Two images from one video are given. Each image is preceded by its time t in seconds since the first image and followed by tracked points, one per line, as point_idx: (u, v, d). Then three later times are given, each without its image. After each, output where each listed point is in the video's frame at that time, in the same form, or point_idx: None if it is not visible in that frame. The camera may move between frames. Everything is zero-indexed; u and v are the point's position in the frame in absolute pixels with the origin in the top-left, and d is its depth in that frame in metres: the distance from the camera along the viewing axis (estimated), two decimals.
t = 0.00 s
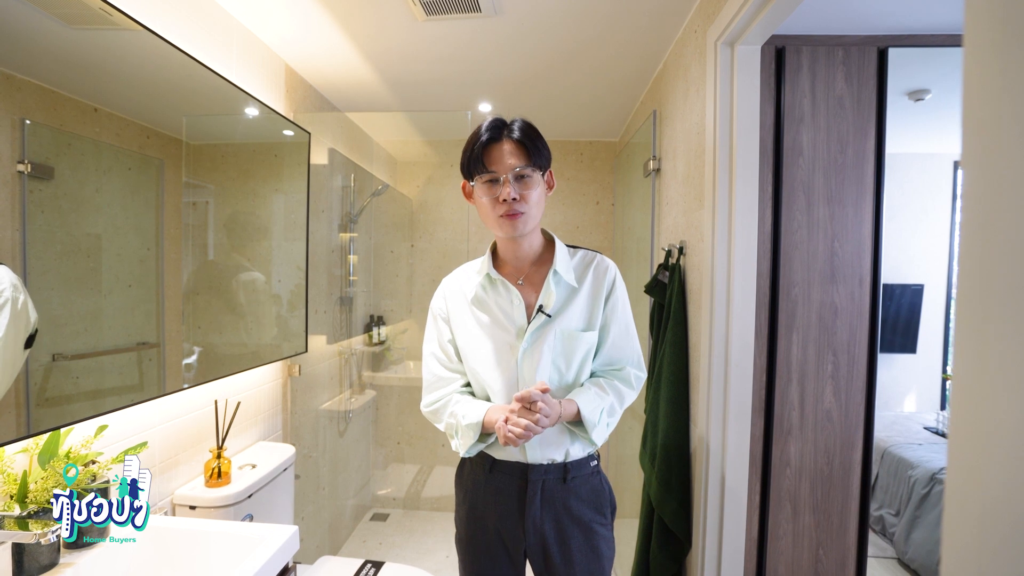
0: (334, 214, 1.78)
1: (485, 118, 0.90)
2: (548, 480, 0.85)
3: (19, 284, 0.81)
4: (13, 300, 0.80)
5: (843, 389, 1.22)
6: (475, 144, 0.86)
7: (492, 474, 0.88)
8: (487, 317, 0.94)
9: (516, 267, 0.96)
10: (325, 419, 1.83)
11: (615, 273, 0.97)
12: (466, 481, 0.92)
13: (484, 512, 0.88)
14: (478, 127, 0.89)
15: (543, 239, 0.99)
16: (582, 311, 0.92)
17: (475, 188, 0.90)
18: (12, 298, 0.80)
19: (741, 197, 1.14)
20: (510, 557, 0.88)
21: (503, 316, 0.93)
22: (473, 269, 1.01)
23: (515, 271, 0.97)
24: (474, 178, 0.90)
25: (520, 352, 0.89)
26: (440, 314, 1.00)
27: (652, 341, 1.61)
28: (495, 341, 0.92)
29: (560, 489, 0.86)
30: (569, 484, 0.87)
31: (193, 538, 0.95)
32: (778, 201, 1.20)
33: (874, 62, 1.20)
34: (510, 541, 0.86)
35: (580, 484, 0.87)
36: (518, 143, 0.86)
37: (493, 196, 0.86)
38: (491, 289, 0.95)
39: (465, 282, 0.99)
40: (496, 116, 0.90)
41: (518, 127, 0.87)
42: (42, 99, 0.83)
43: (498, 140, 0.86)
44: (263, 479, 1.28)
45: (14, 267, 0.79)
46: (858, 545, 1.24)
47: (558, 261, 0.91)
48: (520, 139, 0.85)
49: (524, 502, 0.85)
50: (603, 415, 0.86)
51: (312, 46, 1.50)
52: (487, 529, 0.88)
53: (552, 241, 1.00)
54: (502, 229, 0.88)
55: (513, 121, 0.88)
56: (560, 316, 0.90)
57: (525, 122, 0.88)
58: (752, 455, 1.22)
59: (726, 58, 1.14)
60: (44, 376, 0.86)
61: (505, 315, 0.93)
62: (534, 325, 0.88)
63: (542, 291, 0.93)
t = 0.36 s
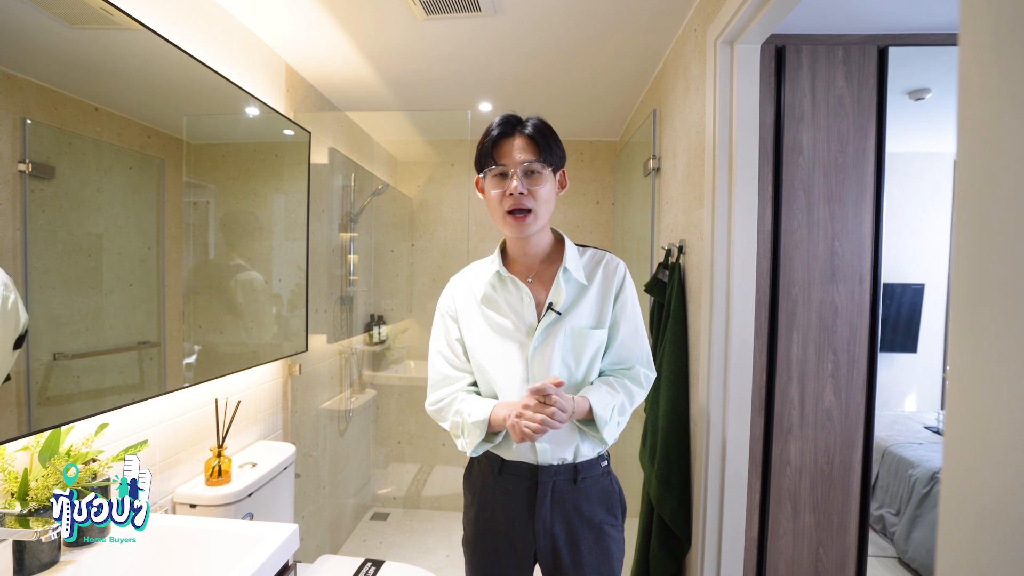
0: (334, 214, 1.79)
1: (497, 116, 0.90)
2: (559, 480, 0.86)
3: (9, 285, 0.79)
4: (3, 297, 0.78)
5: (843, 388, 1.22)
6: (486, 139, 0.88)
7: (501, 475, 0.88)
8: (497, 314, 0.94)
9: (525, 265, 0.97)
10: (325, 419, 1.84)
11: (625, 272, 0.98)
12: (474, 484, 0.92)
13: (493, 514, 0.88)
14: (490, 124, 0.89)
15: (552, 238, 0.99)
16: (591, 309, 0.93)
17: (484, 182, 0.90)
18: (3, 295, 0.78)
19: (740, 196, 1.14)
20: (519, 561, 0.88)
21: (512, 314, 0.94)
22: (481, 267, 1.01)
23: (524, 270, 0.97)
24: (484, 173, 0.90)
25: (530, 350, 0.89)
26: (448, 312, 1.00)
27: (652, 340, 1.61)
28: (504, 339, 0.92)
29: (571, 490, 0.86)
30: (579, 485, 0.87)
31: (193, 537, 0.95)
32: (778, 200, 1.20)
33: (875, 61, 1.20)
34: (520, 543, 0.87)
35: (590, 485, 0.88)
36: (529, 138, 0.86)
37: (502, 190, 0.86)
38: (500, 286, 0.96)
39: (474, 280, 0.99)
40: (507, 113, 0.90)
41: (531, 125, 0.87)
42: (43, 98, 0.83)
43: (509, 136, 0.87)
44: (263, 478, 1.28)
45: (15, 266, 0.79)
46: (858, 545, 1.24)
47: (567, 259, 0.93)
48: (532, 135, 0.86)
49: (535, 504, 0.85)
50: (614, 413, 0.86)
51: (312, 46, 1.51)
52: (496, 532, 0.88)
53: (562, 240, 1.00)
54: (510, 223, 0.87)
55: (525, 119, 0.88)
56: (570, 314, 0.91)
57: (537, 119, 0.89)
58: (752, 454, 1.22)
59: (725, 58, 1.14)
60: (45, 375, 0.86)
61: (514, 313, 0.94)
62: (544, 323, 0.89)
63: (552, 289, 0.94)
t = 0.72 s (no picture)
0: (334, 214, 1.79)
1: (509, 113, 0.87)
2: (566, 476, 0.87)
3: None
4: None
5: (842, 388, 1.22)
6: (501, 138, 0.85)
7: (508, 476, 0.87)
8: (505, 310, 0.94)
9: (535, 267, 0.96)
10: (325, 419, 1.84)
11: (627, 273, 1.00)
12: (477, 484, 0.91)
13: (498, 514, 0.88)
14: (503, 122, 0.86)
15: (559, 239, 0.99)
16: (599, 310, 0.94)
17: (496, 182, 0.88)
18: None
19: (739, 196, 1.13)
20: (526, 562, 0.87)
21: (521, 314, 0.93)
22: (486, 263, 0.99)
23: (534, 271, 0.97)
24: (496, 172, 0.87)
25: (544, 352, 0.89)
26: (450, 302, 0.97)
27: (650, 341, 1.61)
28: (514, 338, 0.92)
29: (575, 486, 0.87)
30: (585, 479, 0.88)
31: (191, 537, 0.95)
32: (778, 200, 1.20)
33: (874, 61, 1.20)
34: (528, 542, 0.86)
35: (596, 479, 0.89)
36: (544, 140, 0.85)
37: (516, 193, 0.85)
38: (510, 285, 0.94)
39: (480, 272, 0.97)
40: (520, 110, 0.87)
41: (546, 124, 0.85)
42: (43, 99, 0.83)
43: (524, 136, 0.85)
44: (262, 477, 1.28)
45: (15, 265, 0.79)
46: (857, 545, 1.24)
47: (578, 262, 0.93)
48: (547, 136, 0.84)
49: (544, 501, 0.86)
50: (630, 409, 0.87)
51: (311, 46, 1.51)
52: (501, 532, 0.87)
53: (568, 241, 1.01)
54: (523, 227, 0.86)
55: (540, 117, 0.86)
56: (581, 316, 0.92)
57: (551, 117, 0.87)
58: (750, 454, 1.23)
59: (723, 57, 1.14)
60: (45, 375, 0.86)
61: (524, 314, 0.93)
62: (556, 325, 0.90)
63: (561, 291, 0.94)
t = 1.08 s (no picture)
0: (333, 214, 1.78)
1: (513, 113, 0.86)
2: (571, 478, 0.87)
3: None
4: None
5: (843, 389, 1.22)
6: (505, 141, 0.84)
7: (512, 478, 0.87)
8: (513, 315, 0.92)
9: (542, 271, 0.96)
10: (323, 419, 1.84)
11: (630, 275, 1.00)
12: (480, 489, 0.90)
13: (501, 517, 0.87)
14: (505, 123, 0.86)
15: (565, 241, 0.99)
16: (605, 313, 0.95)
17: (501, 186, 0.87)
18: None
19: (737, 197, 1.13)
20: (529, 562, 0.87)
21: (529, 319, 0.91)
22: (488, 266, 0.98)
23: (540, 274, 0.95)
24: (500, 176, 0.87)
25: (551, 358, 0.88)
26: (454, 305, 0.92)
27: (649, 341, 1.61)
28: (522, 343, 0.91)
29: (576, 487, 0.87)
30: (590, 480, 0.89)
31: (188, 538, 0.95)
32: (777, 200, 1.19)
33: (874, 61, 1.19)
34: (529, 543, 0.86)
35: (599, 479, 0.90)
36: (548, 141, 0.84)
37: (521, 199, 0.84)
38: (516, 289, 0.92)
39: (483, 276, 0.95)
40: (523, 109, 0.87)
41: (550, 125, 0.85)
42: (41, 99, 0.83)
43: (528, 138, 0.84)
44: (259, 478, 1.29)
45: (14, 266, 0.79)
46: (858, 546, 1.23)
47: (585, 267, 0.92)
48: (551, 138, 0.84)
49: (549, 503, 0.86)
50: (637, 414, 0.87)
51: (309, 46, 1.51)
52: (506, 536, 0.86)
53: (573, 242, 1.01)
54: (529, 233, 0.86)
55: (543, 116, 0.85)
56: (588, 320, 0.92)
57: (555, 115, 0.86)
58: (750, 455, 1.22)
59: (721, 57, 1.13)
60: (44, 375, 0.86)
61: (531, 319, 0.91)
62: (564, 330, 0.89)
63: (569, 295, 0.93)
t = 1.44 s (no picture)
0: (334, 214, 1.79)
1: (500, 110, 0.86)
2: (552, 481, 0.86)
3: None
4: None
5: (845, 390, 1.21)
6: (491, 139, 0.83)
7: (493, 477, 0.87)
8: (498, 322, 0.91)
9: (532, 271, 0.95)
10: (324, 419, 1.84)
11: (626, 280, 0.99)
12: (465, 485, 0.90)
13: (484, 516, 0.87)
14: (492, 121, 0.85)
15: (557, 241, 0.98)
16: (595, 319, 0.94)
17: (488, 185, 0.87)
18: None
19: (738, 197, 1.12)
20: (512, 560, 0.87)
21: (516, 325, 0.90)
22: (477, 266, 0.97)
23: (529, 276, 0.95)
24: (487, 175, 0.87)
25: (534, 364, 0.87)
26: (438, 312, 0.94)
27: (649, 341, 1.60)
28: (504, 348, 0.90)
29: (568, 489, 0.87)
30: (573, 483, 0.87)
31: (188, 537, 0.95)
32: (780, 200, 1.19)
33: (877, 59, 1.18)
34: (511, 541, 0.86)
35: (582, 481, 0.89)
36: (535, 139, 0.83)
37: (507, 198, 0.84)
38: (502, 292, 0.91)
39: (469, 279, 0.95)
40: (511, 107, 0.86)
41: (537, 122, 0.84)
42: (43, 99, 0.84)
43: (514, 136, 0.83)
44: (259, 478, 1.29)
45: (16, 266, 0.79)
46: (861, 549, 1.22)
47: (575, 271, 0.91)
48: (538, 135, 0.83)
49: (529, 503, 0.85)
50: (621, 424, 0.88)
51: (310, 46, 1.51)
52: (489, 534, 0.86)
53: (565, 242, 1.00)
54: (517, 232, 0.86)
55: (530, 114, 0.85)
56: (575, 325, 0.90)
57: (542, 112, 0.85)
58: (752, 456, 1.22)
59: (722, 55, 1.13)
60: (46, 375, 0.86)
61: (518, 325, 0.90)
62: (549, 335, 0.88)
63: (556, 300, 0.92)
